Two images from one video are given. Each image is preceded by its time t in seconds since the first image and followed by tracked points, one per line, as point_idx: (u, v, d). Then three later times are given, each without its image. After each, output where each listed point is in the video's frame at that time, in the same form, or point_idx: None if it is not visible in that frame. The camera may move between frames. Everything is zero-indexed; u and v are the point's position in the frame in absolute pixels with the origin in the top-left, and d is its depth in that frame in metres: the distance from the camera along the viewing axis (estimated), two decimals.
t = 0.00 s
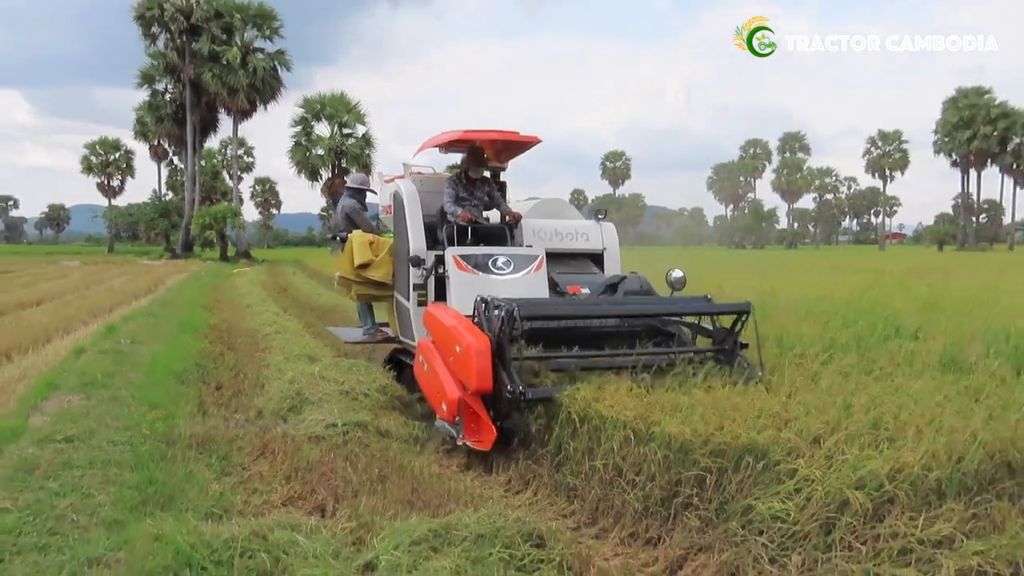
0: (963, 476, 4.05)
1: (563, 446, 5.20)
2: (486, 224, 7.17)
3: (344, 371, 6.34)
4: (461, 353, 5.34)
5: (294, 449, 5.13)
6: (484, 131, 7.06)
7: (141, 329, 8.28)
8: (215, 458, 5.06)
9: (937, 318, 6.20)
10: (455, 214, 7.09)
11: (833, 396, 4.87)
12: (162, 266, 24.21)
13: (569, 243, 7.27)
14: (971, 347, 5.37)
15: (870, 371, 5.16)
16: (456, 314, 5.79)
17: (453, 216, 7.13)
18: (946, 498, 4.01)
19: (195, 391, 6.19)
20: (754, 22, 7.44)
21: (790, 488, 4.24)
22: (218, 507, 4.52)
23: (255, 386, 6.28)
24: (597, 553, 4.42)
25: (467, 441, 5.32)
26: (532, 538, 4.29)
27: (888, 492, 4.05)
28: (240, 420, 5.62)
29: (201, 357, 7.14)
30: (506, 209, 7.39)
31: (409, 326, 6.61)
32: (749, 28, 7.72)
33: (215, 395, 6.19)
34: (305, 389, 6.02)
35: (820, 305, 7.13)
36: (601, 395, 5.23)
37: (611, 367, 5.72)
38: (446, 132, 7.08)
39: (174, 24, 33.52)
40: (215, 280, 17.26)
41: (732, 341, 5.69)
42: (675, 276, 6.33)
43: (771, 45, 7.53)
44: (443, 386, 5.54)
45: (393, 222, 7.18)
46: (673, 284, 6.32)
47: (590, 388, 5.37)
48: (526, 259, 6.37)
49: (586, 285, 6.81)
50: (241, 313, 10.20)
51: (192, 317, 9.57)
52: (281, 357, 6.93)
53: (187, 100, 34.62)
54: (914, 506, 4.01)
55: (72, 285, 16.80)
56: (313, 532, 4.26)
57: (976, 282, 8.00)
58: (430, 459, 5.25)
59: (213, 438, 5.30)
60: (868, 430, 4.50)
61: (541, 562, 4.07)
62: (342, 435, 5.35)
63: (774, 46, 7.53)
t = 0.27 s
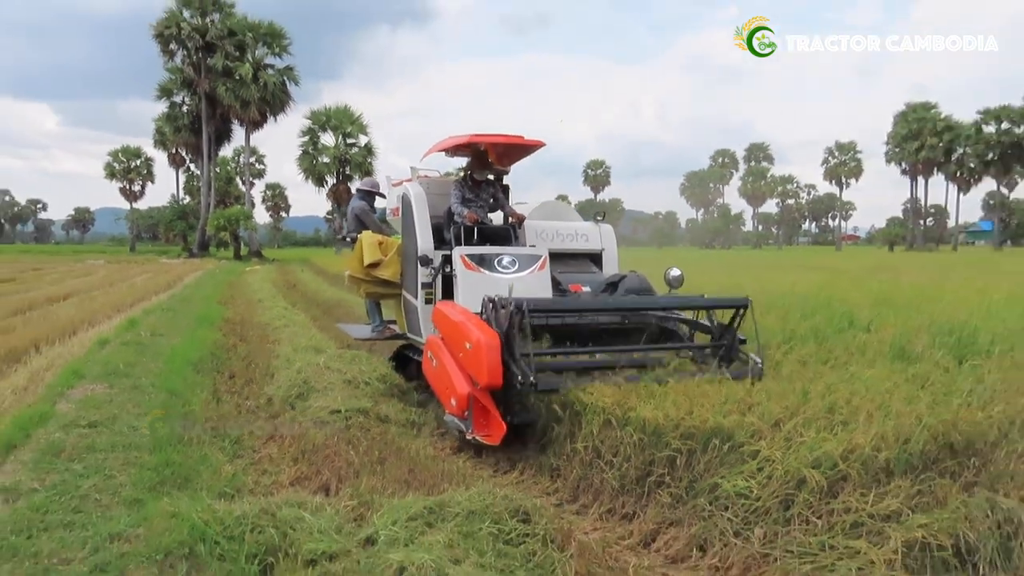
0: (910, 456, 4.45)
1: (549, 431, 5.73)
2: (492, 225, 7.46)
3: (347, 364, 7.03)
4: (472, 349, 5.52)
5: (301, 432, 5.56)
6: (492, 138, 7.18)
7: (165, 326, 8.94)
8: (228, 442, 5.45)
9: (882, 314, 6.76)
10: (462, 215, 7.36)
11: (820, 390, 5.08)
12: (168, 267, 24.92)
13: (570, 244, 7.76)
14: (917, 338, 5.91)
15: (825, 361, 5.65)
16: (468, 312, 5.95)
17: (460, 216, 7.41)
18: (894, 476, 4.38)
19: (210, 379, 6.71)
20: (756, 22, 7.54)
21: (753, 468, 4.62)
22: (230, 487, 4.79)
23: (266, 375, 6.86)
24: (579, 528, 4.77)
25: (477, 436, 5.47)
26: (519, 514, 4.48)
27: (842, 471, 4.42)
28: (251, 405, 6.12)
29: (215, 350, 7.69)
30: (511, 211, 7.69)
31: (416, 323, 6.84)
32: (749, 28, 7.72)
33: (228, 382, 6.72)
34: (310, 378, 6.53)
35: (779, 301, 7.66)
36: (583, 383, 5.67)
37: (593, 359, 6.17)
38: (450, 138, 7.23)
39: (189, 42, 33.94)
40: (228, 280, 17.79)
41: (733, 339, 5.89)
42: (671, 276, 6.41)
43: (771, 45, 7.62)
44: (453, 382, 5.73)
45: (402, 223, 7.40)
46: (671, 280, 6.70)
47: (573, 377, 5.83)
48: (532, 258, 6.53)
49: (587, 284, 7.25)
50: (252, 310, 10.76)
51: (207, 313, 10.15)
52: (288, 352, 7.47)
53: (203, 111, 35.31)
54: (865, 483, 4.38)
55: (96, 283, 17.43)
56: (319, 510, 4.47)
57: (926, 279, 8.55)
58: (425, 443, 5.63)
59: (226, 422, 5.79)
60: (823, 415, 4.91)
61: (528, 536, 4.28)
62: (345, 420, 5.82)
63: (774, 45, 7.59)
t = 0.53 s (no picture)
0: (869, 448, 4.33)
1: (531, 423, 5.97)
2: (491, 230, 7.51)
3: (338, 363, 7.31)
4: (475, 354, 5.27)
5: (295, 425, 5.92)
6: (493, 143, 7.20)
7: (167, 326, 9.29)
8: (225, 436, 5.70)
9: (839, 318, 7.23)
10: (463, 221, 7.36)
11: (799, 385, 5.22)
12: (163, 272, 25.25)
13: (565, 248, 7.86)
14: (873, 339, 6.34)
15: (789, 358, 5.99)
16: (470, 315, 5.71)
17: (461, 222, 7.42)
18: (853, 466, 4.25)
19: (208, 379, 7.00)
20: (754, 23, 7.55)
21: (722, 459, 4.45)
22: (228, 480, 4.92)
23: (261, 375, 7.15)
24: (557, 517, 4.57)
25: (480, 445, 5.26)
26: (500, 504, 4.60)
27: (805, 461, 4.27)
28: (248, 402, 6.43)
29: (213, 351, 8.01)
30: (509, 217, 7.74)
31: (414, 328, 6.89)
32: (749, 28, 7.66)
33: (226, 381, 7.02)
34: (304, 377, 6.82)
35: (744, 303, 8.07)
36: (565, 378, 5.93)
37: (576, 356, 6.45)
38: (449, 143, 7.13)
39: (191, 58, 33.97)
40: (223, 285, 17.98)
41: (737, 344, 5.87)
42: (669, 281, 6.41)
43: (771, 45, 7.65)
44: (455, 387, 5.51)
45: (401, 228, 7.43)
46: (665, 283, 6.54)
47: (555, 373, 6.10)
48: (531, 262, 6.65)
49: (585, 288, 7.28)
50: (250, 312, 11.08)
51: (206, 315, 10.47)
52: (284, 352, 7.77)
53: (201, 123, 35.54)
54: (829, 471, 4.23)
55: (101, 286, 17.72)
56: (312, 501, 4.59)
57: (886, 282, 8.99)
58: (413, 438, 5.90)
59: (224, 418, 6.07)
60: (788, 410, 4.84)
61: (509, 525, 4.37)
62: (337, 415, 6.14)
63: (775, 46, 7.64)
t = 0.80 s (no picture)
0: (846, 440, 4.43)
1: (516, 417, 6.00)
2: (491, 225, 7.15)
3: (325, 359, 7.32)
4: (479, 364, 5.04)
5: (281, 422, 5.91)
6: (491, 135, 7.01)
7: (152, 322, 9.27)
8: (212, 432, 5.72)
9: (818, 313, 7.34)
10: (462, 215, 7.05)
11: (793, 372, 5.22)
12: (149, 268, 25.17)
13: (568, 244, 7.40)
14: (851, 333, 6.47)
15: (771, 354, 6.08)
16: (472, 321, 5.47)
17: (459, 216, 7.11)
18: (831, 458, 4.34)
19: (194, 374, 7.02)
20: (755, 23, 7.59)
21: (703, 452, 4.52)
22: (215, 475, 4.95)
23: (247, 371, 7.17)
24: (540, 509, 4.63)
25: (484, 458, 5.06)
26: (486, 498, 4.65)
27: (784, 454, 4.35)
28: (235, 398, 6.44)
29: (199, 346, 8.01)
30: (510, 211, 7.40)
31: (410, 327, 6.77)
32: (748, 29, 7.72)
33: (212, 377, 7.03)
34: (291, 373, 6.84)
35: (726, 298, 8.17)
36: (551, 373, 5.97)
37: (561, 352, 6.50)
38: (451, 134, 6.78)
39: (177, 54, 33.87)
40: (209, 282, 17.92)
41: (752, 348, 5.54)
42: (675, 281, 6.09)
43: (771, 46, 7.66)
44: (458, 398, 5.30)
45: (398, 223, 7.07)
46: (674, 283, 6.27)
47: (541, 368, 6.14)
48: (534, 260, 6.27)
49: (589, 287, 6.87)
50: (237, 308, 11.09)
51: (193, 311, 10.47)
52: (270, 348, 7.78)
53: (186, 119, 35.29)
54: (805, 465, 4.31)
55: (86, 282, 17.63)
56: (299, 495, 4.63)
57: (864, 278, 9.14)
58: (400, 432, 5.93)
59: (210, 414, 6.08)
60: (768, 403, 4.90)
61: (495, 518, 4.43)
62: (324, 410, 6.16)
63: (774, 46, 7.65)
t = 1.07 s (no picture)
0: (823, 432, 4.48)
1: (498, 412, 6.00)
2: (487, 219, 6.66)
3: (306, 355, 7.27)
4: (479, 368, 4.74)
5: (261, 420, 5.85)
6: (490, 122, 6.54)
7: (129, 319, 9.16)
8: (191, 429, 5.66)
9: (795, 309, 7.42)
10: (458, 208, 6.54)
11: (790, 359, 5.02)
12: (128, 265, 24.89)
13: (566, 240, 7.19)
14: (829, 328, 6.55)
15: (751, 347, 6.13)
16: (472, 321, 5.17)
17: (455, 210, 6.59)
18: (809, 452, 4.39)
19: (173, 372, 6.95)
20: (756, 20, 7.43)
21: (683, 446, 4.55)
22: (194, 472, 4.91)
23: (227, 368, 7.10)
24: (522, 504, 4.64)
25: (487, 468, 4.78)
26: (468, 493, 4.66)
27: (763, 447, 4.39)
28: (214, 396, 6.38)
29: (178, 343, 7.92)
30: (509, 207, 6.92)
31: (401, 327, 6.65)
32: (748, 29, 7.62)
33: (191, 375, 6.96)
34: (272, 369, 6.79)
35: (705, 292, 8.21)
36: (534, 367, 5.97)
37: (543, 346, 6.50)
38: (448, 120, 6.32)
39: (154, 46, 33.49)
40: (189, 277, 17.75)
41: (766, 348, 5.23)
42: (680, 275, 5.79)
43: (771, 46, 7.49)
44: (457, 402, 5.02)
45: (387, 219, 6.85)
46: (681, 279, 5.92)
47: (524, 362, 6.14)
48: (532, 255, 6.01)
49: (589, 284, 6.69)
50: (217, 304, 11.00)
51: (173, 307, 10.36)
52: (250, 345, 7.72)
53: (164, 113, 34.83)
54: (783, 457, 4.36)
55: (63, 278, 17.39)
56: (279, 492, 4.60)
57: (841, 273, 9.23)
58: (381, 429, 5.90)
59: (189, 412, 6.02)
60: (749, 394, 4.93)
61: (477, 513, 4.43)
62: (304, 407, 6.13)
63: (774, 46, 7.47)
